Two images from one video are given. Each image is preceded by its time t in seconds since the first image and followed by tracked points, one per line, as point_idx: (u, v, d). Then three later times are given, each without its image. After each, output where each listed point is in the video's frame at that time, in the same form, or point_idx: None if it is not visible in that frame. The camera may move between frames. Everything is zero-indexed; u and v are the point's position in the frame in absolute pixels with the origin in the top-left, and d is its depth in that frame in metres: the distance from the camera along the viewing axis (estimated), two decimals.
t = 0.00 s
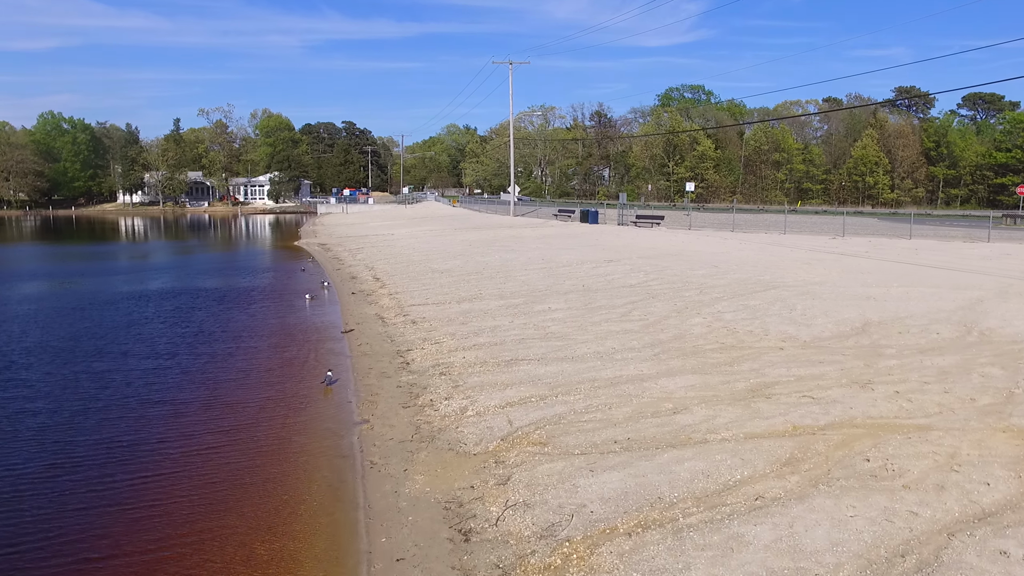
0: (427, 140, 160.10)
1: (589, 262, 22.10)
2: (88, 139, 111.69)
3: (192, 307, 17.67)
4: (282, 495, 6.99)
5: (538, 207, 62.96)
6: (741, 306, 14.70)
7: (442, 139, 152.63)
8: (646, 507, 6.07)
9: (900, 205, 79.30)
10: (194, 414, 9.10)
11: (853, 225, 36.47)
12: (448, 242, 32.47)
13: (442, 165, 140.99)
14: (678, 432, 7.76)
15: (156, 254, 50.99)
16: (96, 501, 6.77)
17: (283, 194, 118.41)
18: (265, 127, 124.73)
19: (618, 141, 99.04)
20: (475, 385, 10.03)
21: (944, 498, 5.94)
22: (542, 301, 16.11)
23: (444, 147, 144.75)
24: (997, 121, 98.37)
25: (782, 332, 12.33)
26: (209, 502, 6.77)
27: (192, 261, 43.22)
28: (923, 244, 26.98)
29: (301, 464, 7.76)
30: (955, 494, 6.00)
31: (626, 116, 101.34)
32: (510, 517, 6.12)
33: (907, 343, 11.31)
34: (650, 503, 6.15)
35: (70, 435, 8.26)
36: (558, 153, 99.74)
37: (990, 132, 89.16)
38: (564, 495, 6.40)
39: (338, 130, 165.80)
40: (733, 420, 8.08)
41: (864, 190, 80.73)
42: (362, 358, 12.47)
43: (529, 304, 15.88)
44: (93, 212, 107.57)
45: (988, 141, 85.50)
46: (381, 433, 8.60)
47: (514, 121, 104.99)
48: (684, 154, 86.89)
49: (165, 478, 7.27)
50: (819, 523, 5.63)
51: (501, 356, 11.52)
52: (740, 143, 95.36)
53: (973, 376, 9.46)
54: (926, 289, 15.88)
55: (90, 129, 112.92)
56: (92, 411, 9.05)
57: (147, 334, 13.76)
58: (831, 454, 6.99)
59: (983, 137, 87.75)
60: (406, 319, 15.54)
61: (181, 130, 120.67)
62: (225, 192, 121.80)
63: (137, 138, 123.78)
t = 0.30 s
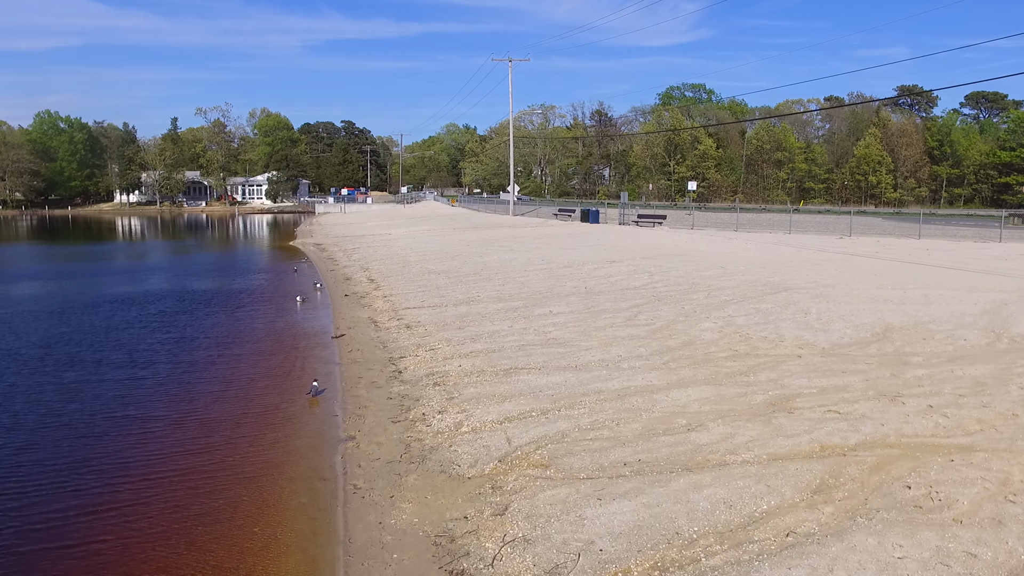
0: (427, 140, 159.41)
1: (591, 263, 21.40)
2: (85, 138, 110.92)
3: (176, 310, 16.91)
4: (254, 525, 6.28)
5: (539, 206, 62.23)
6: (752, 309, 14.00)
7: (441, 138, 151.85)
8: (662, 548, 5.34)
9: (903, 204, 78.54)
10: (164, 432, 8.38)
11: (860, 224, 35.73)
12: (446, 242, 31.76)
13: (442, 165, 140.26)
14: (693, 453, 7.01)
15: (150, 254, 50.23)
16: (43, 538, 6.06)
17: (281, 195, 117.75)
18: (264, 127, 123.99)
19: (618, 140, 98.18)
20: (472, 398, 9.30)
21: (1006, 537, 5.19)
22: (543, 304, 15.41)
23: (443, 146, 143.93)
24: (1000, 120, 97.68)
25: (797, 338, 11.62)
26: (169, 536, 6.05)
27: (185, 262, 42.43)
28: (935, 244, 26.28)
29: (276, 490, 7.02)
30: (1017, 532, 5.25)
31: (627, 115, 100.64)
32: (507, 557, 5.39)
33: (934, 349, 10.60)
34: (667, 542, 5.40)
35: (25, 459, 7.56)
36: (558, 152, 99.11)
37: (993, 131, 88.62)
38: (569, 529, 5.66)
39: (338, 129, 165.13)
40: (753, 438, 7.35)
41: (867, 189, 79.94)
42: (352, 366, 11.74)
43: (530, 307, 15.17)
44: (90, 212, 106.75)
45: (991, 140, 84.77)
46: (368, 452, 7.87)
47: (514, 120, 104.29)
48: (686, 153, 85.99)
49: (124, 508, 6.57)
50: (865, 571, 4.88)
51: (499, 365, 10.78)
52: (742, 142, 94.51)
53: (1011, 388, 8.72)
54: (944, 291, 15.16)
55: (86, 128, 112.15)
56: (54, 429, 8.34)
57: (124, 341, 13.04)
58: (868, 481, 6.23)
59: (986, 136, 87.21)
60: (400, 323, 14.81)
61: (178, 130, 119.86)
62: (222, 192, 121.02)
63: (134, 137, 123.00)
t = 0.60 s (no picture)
0: (426, 139, 158.63)
1: (593, 264, 20.62)
2: (80, 137, 110.01)
3: (159, 313, 16.10)
4: (211, 569, 5.51)
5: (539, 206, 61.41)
6: (764, 313, 13.22)
7: (440, 138, 151.04)
8: None
9: (906, 203, 77.75)
10: (124, 455, 7.59)
11: (867, 224, 35.02)
12: (444, 242, 30.99)
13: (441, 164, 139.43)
14: (714, 481, 6.24)
15: (143, 254, 49.38)
16: None
17: (279, 194, 116.82)
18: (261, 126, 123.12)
19: (618, 139, 97.32)
20: (466, 413, 8.50)
21: None
22: (543, 307, 14.65)
23: (441, 145, 143.01)
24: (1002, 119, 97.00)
25: (815, 345, 10.84)
26: None
27: (181, 262, 41.76)
28: (947, 244, 25.52)
29: (240, 524, 6.22)
30: None
31: (626, 114, 99.84)
32: None
33: (965, 358, 9.83)
34: None
35: None
36: (557, 152, 98.32)
37: (996, 130, 87.92)
38: None
39: (336, 129, 164.31)
40: (779, 461, 6.58)
41: (870, 189, 79.09)
42: (339, 375, 10.93)
43: (530, 311, 14.41)
44: (86, 212, 105.87)
45: (995, 139, 83.99)
46: (348, 475, 7.07)
47: (513, 119, 103.41)
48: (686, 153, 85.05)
49: (67, 550, 5.79)
50: None
51: (497, 375, 9.99)
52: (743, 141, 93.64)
53: None
54: (966, 294, 14.39)
55: (82, 126, 111.25)
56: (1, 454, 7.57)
57: (94, 348, 12.24)
58: (917, 516, 5.45)
59: (990, 135, 86.46)
60: (392, 328, 14.02)
61: (175, 129, 119.05)
62: (220, 192, 120.12)
63: (130, 136, 122.07)
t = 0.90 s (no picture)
0: (425, 139, 157.80)
1: (594, 265, 19.79)
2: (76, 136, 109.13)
3: (136, 317, 15.18)
4: None
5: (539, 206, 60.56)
6: (778, 319, 12.37)
7: (439, 137, 150.21)
8: None
9: (910, 203, 76.98)
10: (67, 490, 6.72)
11: (874, 224, 34.23)
12: (441, 242, 30.15)
13: (440, 164, 138.61)
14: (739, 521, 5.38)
15: (136, 254, 48.52)
16: None
17: (277, 194, 115.87)
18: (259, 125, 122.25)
19: (619, 138, 96.45)
20: (456, 434, 7.63)
21: None
22: (542, 312, 13.81)
23: (440, 144, 142.14)
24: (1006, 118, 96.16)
25: (837, 355, 10.00)
26: None
27: (172, 261, 40.89)
28: (959, 244, 24.72)
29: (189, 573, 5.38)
30: None
31: (627, 114, 99.05)
32: None
33: (1004, 369, 8.97)
34: None
35: None
36: (557, 151, 97.44)
37: (1000, 129, 87.15)
38: None
39: (335, 128, 163.49)
40: (812, 496, 5.72)
41: (873, 188, 78.20)
42: (320, 389, 10.03)
43: (528, 316, 13.56)
44: (82, 211, 104.96)
45: (999, 138, 83.14)
46: (319, 509, 6.22)
47: (513, 118, 102.50)
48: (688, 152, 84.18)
49: None
50: None
51: (491, 390, 9.13)
52: (745, 140, 92.79)
53: None
54: (991, 297, 13.55)
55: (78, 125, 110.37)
56: None
57: (57, 358, 11.36)
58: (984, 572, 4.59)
59: (993, 134, 85.67)
60: (381, 333, 13.16)
61: (172, 128, 118.10)
62: (217, 191, 119.24)
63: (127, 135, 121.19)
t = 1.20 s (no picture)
0: (424, 138, 156.92)
1: (595, 267, 18.90)
2: (72, 136, 108.22)
3: (107, 325, 14.18)
4: None
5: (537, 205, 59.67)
6: (794, 327, 11.47)
7: (438, 136, 149.21)
8: None
9: (914, 203, 76.03)
10: None
11: (883, 224, 33.28)
12: (437, 243, 29.24)
13: (439, 163, 137.80)
14: None
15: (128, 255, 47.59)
16: None
17: (274, 194, 114.90)
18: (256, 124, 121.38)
19: (619, 137, 95.47)
20: (438, 465, 6.71)
21: None
22: (540, 319, 12.89)
23: (439, 144, 141.25)
24: (1010, 116, 95.15)
25: (862, 369, 9.08)
26: None
27: (164, 262, 40.08)
28: (972, 245, 23.84)
29: None
30: None
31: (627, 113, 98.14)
32: None
33: None
34: None
35: None
36: (557, 151, 96.52)
37: (1004, 128, 86.24)
38: None
39: (333, 128, 162.66)
40: (857, 551, 4.79)
41: (876, 188, 77.20)
42: (294, 406, 9.09)
43: (525, 323, 12.64)
44: (77, 212, 104.04)
45: (1004, 137, 82.17)
46: (274, 562, 5.31)
47: (512, 117, 101.54)
48: (688, 151, 83.14)
49: None
50: None
51: (480, 410, 8.21)
52: (746, 140, 91.79)
53: None
54: (1020, 303, 12.64)
55: (73, 125, 109.42)
56: None
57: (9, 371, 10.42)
58: None
59: (997, 133, 84.74)
60: (366, 343, 12.24)
61: (168, 128, 117.20)
62: (214, 191, 118.29)
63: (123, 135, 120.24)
